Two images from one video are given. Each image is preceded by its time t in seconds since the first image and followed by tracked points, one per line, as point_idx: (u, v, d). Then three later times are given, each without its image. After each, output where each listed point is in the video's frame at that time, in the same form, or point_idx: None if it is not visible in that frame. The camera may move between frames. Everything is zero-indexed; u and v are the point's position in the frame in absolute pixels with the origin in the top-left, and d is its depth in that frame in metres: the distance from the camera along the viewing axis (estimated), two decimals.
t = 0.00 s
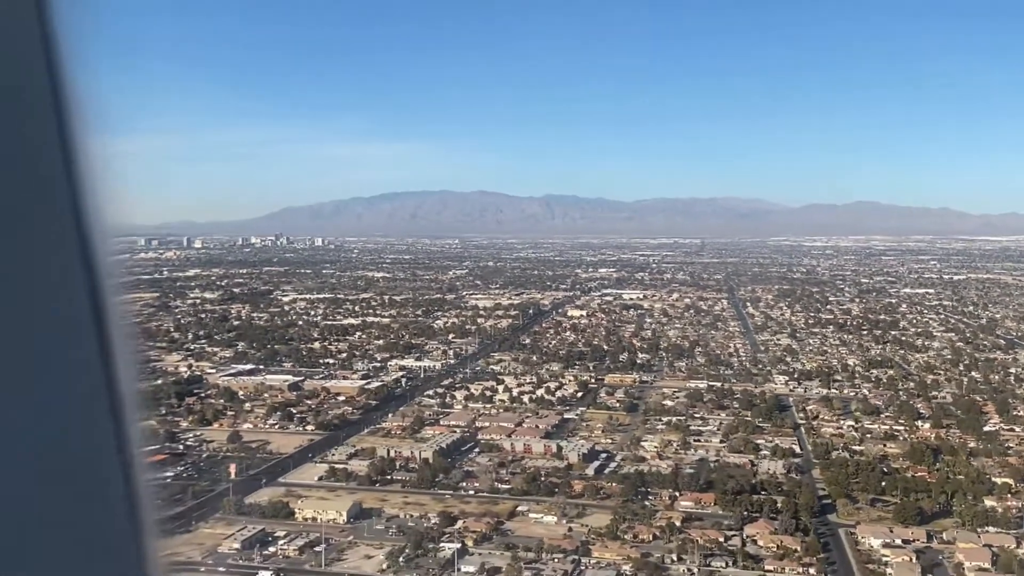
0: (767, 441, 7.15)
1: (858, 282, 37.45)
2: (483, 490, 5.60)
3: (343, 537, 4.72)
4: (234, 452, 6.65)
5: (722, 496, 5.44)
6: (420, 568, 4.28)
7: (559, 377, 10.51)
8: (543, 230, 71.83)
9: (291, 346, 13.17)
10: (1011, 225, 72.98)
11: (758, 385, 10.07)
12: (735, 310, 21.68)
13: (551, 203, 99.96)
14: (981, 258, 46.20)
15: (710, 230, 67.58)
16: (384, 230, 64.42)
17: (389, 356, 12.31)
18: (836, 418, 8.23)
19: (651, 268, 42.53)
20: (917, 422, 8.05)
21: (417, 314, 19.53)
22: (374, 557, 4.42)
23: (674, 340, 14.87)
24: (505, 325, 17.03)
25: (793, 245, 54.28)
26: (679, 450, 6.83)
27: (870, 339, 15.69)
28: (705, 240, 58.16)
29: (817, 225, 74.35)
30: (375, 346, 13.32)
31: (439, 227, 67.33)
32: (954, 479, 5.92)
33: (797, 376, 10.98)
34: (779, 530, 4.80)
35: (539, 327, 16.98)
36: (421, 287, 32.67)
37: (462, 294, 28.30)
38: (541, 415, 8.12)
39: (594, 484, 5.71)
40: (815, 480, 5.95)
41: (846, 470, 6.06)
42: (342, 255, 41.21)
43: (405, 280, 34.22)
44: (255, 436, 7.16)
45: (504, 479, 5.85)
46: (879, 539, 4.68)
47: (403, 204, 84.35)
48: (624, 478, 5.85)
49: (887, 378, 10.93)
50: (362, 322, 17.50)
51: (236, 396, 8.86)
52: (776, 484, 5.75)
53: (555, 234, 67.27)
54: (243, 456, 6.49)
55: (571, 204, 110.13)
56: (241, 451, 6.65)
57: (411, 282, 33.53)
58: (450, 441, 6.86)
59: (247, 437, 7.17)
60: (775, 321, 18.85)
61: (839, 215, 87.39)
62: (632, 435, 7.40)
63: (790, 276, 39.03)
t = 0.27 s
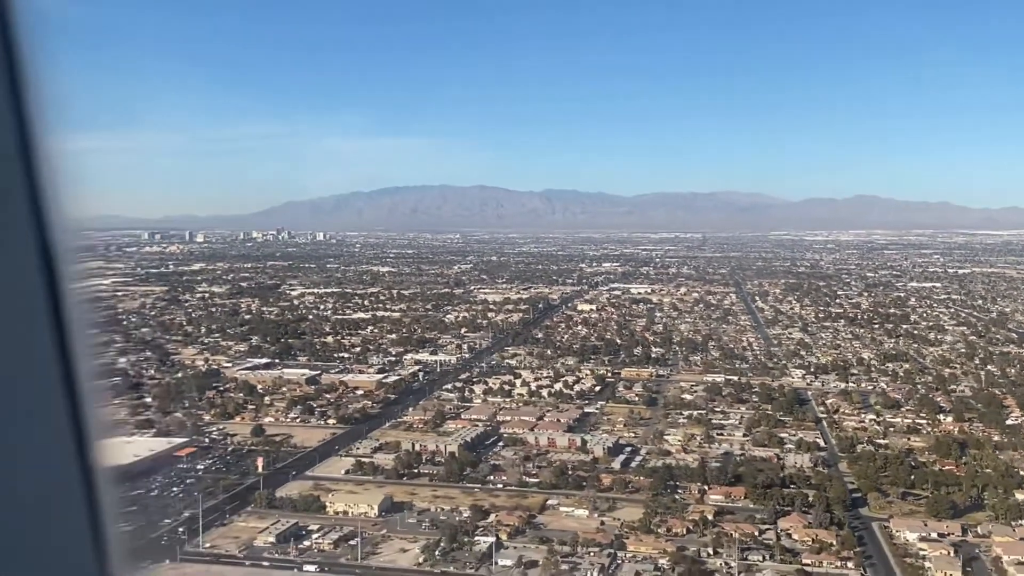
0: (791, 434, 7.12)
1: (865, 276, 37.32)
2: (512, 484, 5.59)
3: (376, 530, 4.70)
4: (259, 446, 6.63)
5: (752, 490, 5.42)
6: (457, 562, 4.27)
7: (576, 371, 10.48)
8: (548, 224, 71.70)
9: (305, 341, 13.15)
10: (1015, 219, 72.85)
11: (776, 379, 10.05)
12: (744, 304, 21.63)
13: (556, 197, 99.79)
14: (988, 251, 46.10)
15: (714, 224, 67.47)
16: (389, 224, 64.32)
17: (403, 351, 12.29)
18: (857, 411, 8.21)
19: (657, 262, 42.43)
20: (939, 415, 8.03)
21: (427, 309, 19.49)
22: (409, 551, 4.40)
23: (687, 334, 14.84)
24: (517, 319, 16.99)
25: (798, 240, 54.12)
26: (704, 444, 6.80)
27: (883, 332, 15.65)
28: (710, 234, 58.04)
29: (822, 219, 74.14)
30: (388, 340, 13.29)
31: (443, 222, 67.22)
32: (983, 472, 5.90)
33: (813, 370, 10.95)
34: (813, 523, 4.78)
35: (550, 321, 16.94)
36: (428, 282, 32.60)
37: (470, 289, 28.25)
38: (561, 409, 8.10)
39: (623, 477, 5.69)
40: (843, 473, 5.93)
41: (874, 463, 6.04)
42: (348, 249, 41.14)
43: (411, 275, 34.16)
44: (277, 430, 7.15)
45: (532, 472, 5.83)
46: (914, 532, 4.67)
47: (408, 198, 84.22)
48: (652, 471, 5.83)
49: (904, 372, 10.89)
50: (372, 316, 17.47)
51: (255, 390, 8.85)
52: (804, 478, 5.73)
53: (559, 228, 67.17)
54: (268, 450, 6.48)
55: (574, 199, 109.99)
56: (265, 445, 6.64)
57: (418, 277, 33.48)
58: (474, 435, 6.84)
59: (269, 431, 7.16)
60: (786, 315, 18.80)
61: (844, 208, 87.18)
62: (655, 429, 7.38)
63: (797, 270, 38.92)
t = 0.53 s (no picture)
0: (815, 427, 7.09)
1: (871, 268, 37.24)
2: (540, 477, 5.56)
3: (409, 523, 4.68)
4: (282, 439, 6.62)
5: (782, 482, 5.40)
6: (494, 555, 4.25)
7: (591, 364, 10.47)
8: (551, 217, 71.63)
9: (317, 334, 13.14)
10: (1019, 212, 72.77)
11: (794, 372, 10.02)
12: (753, 297, 21.58)
13: (559, 190, 99.70)
14: (994, 243, 46.02)
15: (718, 216, 67.32)
16: (393, 218, 64.31)
17: (417, 344, 12.25)
18: (878, 403, 8.18)
19: (662, 255, 42.37)
20: (960, 408, 8.00)
21: (436, 301, 19.46)
22: (444, 544, 4.38)
23: (699, 327, 14.80)
24: (527, 312, 16.96)
25: (803, 232, 54.05)
26: (728, 436, 6.78)
27: (896, 325, 15.61)
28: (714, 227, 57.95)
29: (825, 211, 74.02)
30: (401, 333, 13.26)
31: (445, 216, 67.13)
32: (1012, 464, 5.88)
33: (830, 363, 10.91)
34: (847, 516, 4.76)
35: (560, 314, 16.91)
36: (433, 274, 32.54)
37: (476, 281, 28.24)
38: (581, 401, 8.07)
39: (651, 470, 5.66)
40: (871, 466, 5.91)
41: (901, 455, 6.02)
42: (353, 243, 41.13)
43: (416, 268, 34.11)
44: (299, 423, 7.13)
45: (559, 465, 5.81)
46: (951, 525, 4.64)
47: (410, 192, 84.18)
48: (680, 463, 5.81)
49: (921, 364, 10.85)
50: (382, 309, 17.46)
51: (273, 383, 8.83)
52: (833, 471, 5.71)
53: (562, 221, 67.06)
54: (292, 443, 6.46)
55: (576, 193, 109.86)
56: (288, 438, 6.63)
57: (423, 270, 33.43)
58: (497, 427, 6.82)
59: (291, 424, 7.15)
60: (796, 308, 18.78)
61: (846, 201, 87.06)
62: (677, 421, 7.35)
63: (802, 263, 38.86)
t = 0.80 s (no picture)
0: (839, 419, 7.08)
1: (876, 261, 37.29)
2: (568, 470, 5.54)
3: (441, 517, 4.66)
4: (306, 433, 6.60)
5: (812, 474, 5.38)
6: (530, 548, 4.23)
7: (607, 357, 10.45)
8: (555, 209, 71.58)
9: (330, 326, 13.14)
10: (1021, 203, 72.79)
11: (810, 364, 10.02)
12: (762, 289, 21.60)
13: (561, 182, 99.66)
14: (997, 234, 46.06)
15: (721, 209, 67.25)
16: (397, 211, 64.28)
17: (431, 337, 12.24)
18: (898, 396, 8.17)
19: (667, 247, 42.38)
20: (981, 400, 7.99)
21: (445, 294, 19.45)
22: (479, 537, 4.37)
23: (710, 320, 14.80)
24: (537, 305, 16.95)
25: (808, 225, 54.00)
26: (753, 429, 6.76)
27: (907, 317, 15.63)
28: (717, 219, 57.94)
29: (829, 204, 73.91)
30: (413, 327, 13.26)
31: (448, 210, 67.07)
32: None
33: (846, 355, 10.91)
34: (881, 509, 4.74)
35: (570, 307, 16.91)
36: (438, 267, 32.53)
37: (482, 275, 28.24)
38: (601, 394, 8.06)
39: (680, 463, 5.64)
40: (899, 459, 5.89)
41: (928, 447, 6.01)
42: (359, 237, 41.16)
43: (422, 261, 34.12)
44: (322, 416, 7.12)
45: (586, 458, 5.78)
46: (986, 517, 4.62)
47: (414, 185, 84.15)
48: (708, 456, 5.79)
49: (936, 356, 10.86)
50: (392, 302, 17.47)
51: (291, 377, 8.81)
52: (862, 463, 5.69)
53: (565, 214, 67.01)
54: (316, 437, 6.44)
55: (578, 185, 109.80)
56: (311, 432, 6.61)
57: (428, 263, 33.43)
58: (521, 420, 6.80)
59: (313, 417, 7.13)
60: (806, 300, 18.76)
61: (850, 193, 86.98)
62: (699, 413, 7.33)
63: (808, 256, 38.84)
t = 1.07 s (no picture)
0: (863, 412, 7.05)
1: (882, 253, 37.25)
2: (597, 463, 5.50)
3: (475, 511, 4.63)
4: (330, 427, 6.57)
5: (844, 468, 5.36)
6: (567, 543, 4.20)
7: (623, 350, 10.41)
8: (558, 203, 71.47)
9: (343, 321, 13.11)
10: None
11: (828, 357, 9.99)
12: (771, 282, 21.56)
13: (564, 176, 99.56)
14: (1003, 227, 45.99)
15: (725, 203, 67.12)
16: (401, 205, 64.18)
17: (444, 331, 12.19)
18: (920, 389, 8.14)
19: (672, 240, 42.33)
20: (1004, 392, 7.96)
21: (454, 289, 19.40)
22: (515, 531, 4.34)
23: (722, 313, 14.77)
24: (547, 299, 16.91)
25: (812, 218, 53.81)
26: (778, 422, 6.73)
27: (919, 310, 15.60)
28: (722, 213, 57.83)
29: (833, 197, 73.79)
30: (426, 321, 13.22)
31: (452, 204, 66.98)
32: None
33: (863, 348, 10.88)
34: (916, 503, 4.72)
35: (580, 301, 16.87)
36: (444, 262, 32.46)
37: (489, 269, 28.18)
38: (622, 388, 8.02)
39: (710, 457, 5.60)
40: (928, 451, 5.87)
41: (957, 440, 5.98)
42: (364, 232, 41.11)
43: (427, 255, 34.06)
44: (344, 411, 7.08)
45: (614, 451, 5.75)
46: None
47: (417, 180, 84.04)
48: (737, 449, 5.76)
49: (953, 349, 10.83)
50: (402, 297, 17.40)
51: (309, 372, 8.77)
52: (892, 456, 5.66)
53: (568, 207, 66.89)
54: (340, 432, 6.41)
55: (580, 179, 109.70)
56: (335, 426, 6.57)
57: (434, 257, 33.39)
58: (544, 414, 6.78)
59: (335, 411, 7.09)
60: (817, 293, 18.71)
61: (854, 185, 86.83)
62: (723, 407, 7.29)
63: (814, 249, 38.77)
